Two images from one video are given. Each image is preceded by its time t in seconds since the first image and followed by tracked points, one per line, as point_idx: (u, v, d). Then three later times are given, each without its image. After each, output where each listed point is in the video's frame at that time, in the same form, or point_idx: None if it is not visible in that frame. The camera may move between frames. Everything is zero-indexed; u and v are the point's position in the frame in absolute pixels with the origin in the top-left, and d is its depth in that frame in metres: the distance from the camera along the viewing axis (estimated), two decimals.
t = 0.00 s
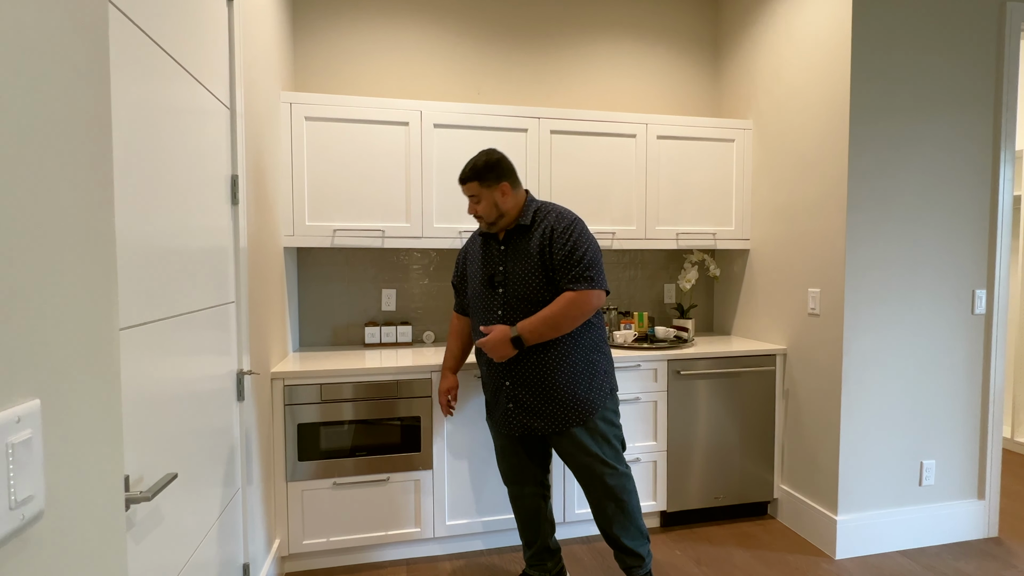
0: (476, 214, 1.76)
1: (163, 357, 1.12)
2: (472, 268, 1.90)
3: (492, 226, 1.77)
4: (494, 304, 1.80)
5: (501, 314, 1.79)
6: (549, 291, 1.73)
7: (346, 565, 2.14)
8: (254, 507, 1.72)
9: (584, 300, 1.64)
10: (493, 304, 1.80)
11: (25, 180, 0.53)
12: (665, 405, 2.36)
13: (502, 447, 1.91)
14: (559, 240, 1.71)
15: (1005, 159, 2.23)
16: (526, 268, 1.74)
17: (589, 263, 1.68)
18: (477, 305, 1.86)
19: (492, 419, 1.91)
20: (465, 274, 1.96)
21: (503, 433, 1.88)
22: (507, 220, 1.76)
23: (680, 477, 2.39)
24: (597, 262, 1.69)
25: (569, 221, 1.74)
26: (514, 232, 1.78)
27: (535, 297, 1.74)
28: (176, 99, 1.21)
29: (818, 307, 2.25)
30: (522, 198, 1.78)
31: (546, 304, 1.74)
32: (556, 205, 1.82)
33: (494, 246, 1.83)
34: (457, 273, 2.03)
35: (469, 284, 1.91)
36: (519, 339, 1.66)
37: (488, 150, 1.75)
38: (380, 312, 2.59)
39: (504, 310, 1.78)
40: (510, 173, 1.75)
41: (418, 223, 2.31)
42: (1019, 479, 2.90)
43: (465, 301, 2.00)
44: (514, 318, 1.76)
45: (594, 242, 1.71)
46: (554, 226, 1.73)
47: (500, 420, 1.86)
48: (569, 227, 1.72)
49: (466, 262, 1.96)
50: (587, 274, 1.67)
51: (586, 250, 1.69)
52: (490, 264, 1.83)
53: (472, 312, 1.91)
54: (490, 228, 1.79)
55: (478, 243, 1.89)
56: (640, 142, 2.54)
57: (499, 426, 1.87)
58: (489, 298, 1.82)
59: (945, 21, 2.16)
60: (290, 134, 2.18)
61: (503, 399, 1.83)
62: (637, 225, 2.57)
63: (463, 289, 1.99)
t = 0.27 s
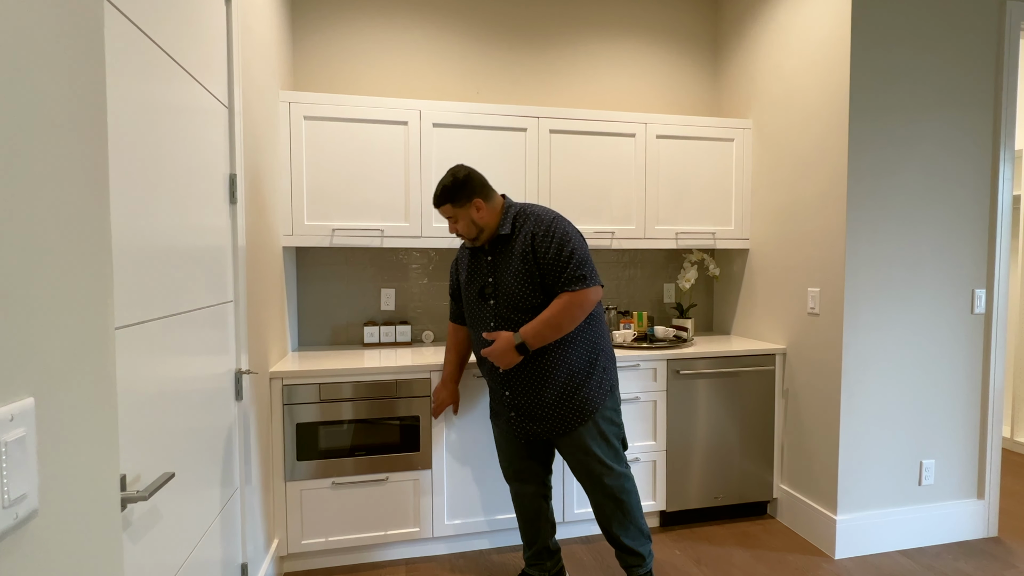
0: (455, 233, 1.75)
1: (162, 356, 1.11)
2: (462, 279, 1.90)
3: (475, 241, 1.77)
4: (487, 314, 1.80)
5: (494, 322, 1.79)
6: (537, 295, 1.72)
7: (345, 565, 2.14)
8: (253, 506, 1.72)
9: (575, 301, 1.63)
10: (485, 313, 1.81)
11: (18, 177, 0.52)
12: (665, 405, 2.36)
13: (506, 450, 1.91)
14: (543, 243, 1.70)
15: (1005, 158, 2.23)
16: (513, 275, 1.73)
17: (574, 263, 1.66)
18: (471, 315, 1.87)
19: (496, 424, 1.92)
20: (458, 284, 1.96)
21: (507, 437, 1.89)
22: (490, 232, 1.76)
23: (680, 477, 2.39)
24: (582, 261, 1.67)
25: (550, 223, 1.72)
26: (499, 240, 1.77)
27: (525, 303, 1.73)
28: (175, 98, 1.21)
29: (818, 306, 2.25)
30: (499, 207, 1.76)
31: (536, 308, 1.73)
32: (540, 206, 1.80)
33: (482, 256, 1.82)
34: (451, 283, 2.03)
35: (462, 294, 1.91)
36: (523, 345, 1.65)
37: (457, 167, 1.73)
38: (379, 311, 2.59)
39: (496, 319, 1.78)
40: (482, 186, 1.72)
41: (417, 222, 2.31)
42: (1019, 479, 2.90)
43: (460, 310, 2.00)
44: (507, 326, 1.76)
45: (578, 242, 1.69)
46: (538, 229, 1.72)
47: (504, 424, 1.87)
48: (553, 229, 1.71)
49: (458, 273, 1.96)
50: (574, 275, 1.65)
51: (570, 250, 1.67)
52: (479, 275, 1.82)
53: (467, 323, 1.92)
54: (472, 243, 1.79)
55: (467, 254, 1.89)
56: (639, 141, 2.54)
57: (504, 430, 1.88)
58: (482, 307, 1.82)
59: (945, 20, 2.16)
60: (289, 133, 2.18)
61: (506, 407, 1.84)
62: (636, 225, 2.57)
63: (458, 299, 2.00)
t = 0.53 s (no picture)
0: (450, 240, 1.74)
1: (156, 355, 1.10)
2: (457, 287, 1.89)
3: (468, 246, 1.76)
4: (483, 319, 1.79)
5: (491, 327, 1.79)
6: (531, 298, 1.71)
7: (343, 565, 2.13)
8: (249, 507, 1.71)
9: (570, 302, 1.62)
10: (482, 318, 1.80)
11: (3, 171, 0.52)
12: (664, 405, 2.36)
13: (507, 452, 1.91)
14: (535, 245, 1.69)
15: (1004, 158, 2.23)
16: (507, 279, 1.72)
17: (567, 264, 1.65)
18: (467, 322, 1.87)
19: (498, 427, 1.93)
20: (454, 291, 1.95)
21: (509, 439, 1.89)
22: (482, 236, 1.75)
23: (679, 477, 2.39)
24: (575, 261, 1.66)
25: (542, 224, 1.71)
26: (491, 244, 1.76)
27: (520, 306, 1.73)
28: (170, 96, 1.20)
29: (817, 306, 2.24)
30: (490, 211, 1.75)
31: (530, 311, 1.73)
32: (531, 207, 1.79)
33: (475, 262, 1.82)
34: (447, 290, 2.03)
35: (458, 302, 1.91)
36: (522, 348, 1.65)
37: (444, 172, 1.71)
38: (377, 311, 2.58)
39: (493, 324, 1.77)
40: (472, 192, 1.70)
41: (415, 222, 2.30)
42: (1018, 479, 2.90)
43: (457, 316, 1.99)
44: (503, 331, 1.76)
45: (570, 242, 1.68)
46: (529, 232, 1.71)
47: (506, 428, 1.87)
48: (545, 230, 1.70)
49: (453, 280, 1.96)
50: (568, 276, 1.64)
51: (563, 250, 1.66)
52: (473, 281, 1.82)
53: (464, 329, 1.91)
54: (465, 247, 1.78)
55: (461, 260, 1.88)
56: (638, 141, 2.53)
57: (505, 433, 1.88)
58: (478, 313, 1.82)
59: (944, 19, 2.15)
60: (287, 132, 2.17)
61: (508, 411, 1.84)
62: (635, 224, 2.56)
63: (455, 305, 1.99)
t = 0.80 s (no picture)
0: (462, 222, 1.67)
1: (149, 354, 1.09)
2: (460, 282, 1.87)
3: (481, 230, 1.70)
4: (488, 315, 1.78)
5: (495, 324, 1.77)
6: (536, 294, 1.70)
7: (340, 566, 2.12)
8: (244, 507, 1.70)
9: (581, 300, 1.61)
10: (486, 315, 1.78)
11: None
12: (663, 405, 2.34)
13: (507, 452, 1.90)
14: (546, 241, 1.67)
15: (1004, 155, 2.21)
16: (514, 275, 1.71)
17: (577, 262, 1.64)
18: (468, 317, 1.85)
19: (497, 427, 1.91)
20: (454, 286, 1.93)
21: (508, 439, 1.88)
22: (492, 225, 1.71)
23: (678, 477, 2.37)
24: (585, 260, 1.65)
25: (551, 222, 1.69)
26: (498, 238, 1.74)
27: (527, 303, 1.71)
28: (164, 91, 1.19)
29: (816, 305, 2.23)
30: (500, 200, 1.75)
31: (536, 309, 1.71)
32: (539, 204, 1.77)
33: (480, 256, 1.79)
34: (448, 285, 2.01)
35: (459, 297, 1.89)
36: (532, 346, 1.62)
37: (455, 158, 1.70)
38: (375, 310, 2.57)
39: (497, 321, 1.75)
40: (486, 176, 1.71)
41: (412, 220, 2.29)
42: (1019, 478, 2.88)
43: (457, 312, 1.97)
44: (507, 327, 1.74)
45: (581, 241, 1.67)
46: (538, 227, 1.69)
47: (505, 427, 1.86)
48: (555, 228, 1.68)
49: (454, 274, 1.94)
50: (579, 274, 1.63)
51: (574, 249, 1.65)
52: (477, 276, 1.80)
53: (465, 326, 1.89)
54: (478, 232, 1.71)
55: (464, 255, 1.86)
56: (636, 139, 2.52)
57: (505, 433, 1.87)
58: (482, 309, 1.80)
59: (945, 17, 2.14)
60: (283, 130, 2.16)
61: (509, 411, 1.82)
62: (633, 223, 2.55)
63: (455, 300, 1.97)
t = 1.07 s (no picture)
0: (502, 190, 1.67)
1: (144, 354, 1.08)
2: (477, 270, 1.83)
3: (523, 204, 1.70)
4: (508, 304, 1.74)
5: (513, 314, 1.74)
6: (564, 287, 1.68)
7: (337, 567, 2.11)
8: (240, 508, 1.69)
9: (612, 296, 1.62)
10: (506, 304, 1.75)
11: None
12: (660, 405, 2.34)
13: (511, 450, 1.86)
14: (581, 235, 1.68)
15: (1002, 155, 2.22)
16: (543, 266, 1.69)
17: (609, 259, 1.64)
18: (483, 306, 1.80)
19: (501, 423, 1.87)
20: (467, 275, 1.88)
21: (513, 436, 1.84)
22: (526, 206, 1.71)
23: (676, 477, 2.37)
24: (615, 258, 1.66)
25: (584, 217, 1.70)
26: (529, 227, 1.73)
27: (552, 295, 1.69)
28: (160, 90, 1.18)
29: (814, 305, 2.23)
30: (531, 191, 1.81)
31: (560, 303, 1.69)
32: (568, 200, 1.78)
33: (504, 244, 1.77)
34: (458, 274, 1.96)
35: (474, 286, 1.84)
36: (566, 338, 1.60)
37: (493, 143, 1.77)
38: (372, 310, 2.56)
39: (518, 311, 1.72)
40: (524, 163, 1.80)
41: (410, 220, 2.28)
42: (1016, 478, 2.89)
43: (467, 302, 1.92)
44: (528, 317, 1.71)
45: (612, 239, 1.68)
46: (573, 220, 1.70)
47: (510, 423, 1.82)
48: (589, 223, 1.69)
49: (468, 263, 1.89)
50: (608, 271, 1.64)
51: (605, 246, 1.66)
52: (498, 264, 1.76)
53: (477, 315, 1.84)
54: (520, 207, 1.69)
55: (485, 243, 1.83)
56: (634, 138, 2.52)
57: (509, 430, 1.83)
58: (500, 297, 1.77)
59: (942, 17, 2.14)
60: (280, 129, 2.15)
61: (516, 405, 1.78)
62: (631, 223, 2.55)
63: (465, 290, 1.92)
